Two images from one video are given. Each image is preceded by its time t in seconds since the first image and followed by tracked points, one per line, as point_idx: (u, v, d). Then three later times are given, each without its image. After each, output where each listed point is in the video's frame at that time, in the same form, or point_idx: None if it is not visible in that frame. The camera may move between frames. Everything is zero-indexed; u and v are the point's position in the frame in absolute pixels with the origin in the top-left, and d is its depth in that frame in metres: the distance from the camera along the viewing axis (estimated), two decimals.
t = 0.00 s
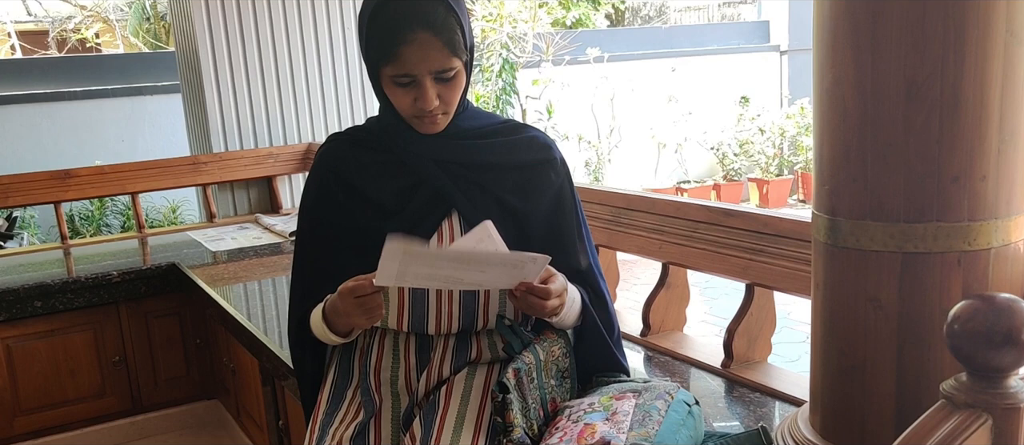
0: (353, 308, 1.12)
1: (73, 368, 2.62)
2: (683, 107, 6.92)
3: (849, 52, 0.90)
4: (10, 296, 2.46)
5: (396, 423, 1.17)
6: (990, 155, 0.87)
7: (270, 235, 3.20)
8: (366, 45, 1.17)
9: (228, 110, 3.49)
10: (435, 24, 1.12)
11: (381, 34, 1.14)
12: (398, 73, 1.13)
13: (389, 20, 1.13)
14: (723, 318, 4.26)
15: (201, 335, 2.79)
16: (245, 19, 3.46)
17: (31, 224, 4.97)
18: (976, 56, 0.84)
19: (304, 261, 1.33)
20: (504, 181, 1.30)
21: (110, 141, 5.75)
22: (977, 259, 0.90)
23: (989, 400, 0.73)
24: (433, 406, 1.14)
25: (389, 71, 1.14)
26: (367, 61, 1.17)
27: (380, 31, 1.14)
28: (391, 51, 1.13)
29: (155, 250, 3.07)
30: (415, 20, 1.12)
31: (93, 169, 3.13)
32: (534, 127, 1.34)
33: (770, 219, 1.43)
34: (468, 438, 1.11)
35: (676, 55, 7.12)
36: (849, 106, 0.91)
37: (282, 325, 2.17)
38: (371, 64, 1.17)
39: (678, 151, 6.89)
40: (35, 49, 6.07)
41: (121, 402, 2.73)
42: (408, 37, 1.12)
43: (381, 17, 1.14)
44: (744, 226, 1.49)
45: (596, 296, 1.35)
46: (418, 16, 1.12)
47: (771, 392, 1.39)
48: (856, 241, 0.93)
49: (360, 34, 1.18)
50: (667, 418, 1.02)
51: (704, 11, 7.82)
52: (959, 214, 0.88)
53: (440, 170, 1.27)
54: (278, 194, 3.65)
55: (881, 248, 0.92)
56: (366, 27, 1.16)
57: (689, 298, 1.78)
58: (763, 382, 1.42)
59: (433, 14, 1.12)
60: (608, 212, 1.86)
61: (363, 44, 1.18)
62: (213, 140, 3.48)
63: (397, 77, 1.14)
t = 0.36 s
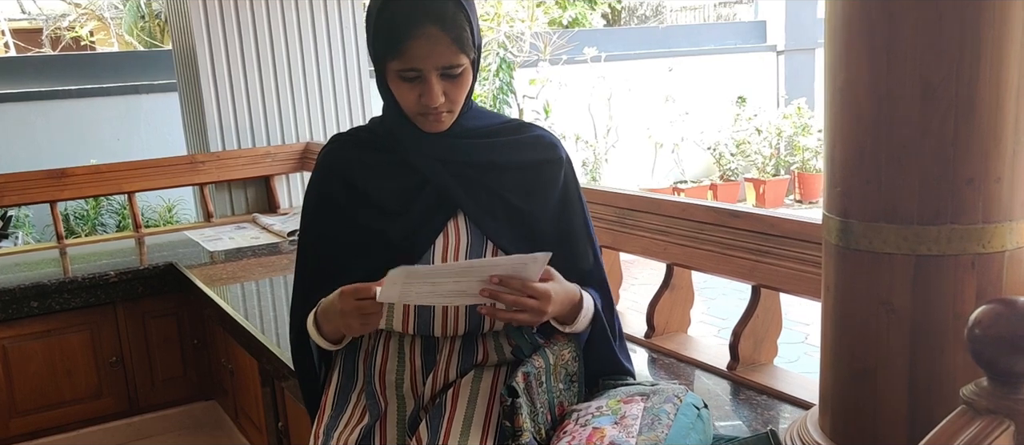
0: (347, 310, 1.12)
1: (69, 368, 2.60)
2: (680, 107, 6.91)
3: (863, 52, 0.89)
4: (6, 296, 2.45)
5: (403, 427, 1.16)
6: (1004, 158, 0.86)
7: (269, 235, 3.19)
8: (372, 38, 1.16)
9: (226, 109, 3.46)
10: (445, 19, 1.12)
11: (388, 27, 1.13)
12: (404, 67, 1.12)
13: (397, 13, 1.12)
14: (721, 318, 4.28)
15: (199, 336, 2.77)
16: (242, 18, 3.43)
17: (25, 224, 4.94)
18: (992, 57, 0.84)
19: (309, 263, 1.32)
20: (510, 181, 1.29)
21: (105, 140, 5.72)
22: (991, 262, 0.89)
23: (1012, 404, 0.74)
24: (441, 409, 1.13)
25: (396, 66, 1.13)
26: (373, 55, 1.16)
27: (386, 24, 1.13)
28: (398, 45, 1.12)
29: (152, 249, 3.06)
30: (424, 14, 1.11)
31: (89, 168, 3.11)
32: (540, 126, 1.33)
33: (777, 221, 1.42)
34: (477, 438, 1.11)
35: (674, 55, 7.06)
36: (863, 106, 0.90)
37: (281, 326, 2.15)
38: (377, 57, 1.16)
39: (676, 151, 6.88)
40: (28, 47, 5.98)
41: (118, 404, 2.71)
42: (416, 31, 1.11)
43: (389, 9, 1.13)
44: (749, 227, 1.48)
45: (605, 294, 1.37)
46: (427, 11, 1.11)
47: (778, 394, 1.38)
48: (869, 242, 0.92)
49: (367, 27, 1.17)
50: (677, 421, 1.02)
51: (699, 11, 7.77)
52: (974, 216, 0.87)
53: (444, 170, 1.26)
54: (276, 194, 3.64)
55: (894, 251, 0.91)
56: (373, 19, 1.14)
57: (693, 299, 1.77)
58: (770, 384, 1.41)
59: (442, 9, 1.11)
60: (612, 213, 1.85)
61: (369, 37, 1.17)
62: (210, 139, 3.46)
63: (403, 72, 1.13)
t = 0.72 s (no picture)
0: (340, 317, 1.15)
1: (65, 370, 2.58)
2: (676, 106, 6.89)
3: (874, 51, 0.88)
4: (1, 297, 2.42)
5: (408, 430, 1.17)
6: (1016, 158, 0.86)
7: (266, 235, 3.17)
8: (386, 32, 1.16)
9: (222, 108, 3.44)
10: (461, 17, 1.12)
11: (403, 22, 1.13)
12: (416, 62, 1.13)
13: (414, 8, 1.12)
14: (719, 318, 4.32)
15: (196, 337, 2.75)
16: (239, 17, 3.40)
17: (19, 224, 4.91)
18: (1005, 56, 0.83)
19: (307, 265, 1.31)
20: (511, 182, 1.27)
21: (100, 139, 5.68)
22: (1005, 265, 0.88)
23: None
24: (446, 413, 1.13)
25: (407, 60, 1.13)
26: (384, 49, 1.16)
27: (403, 18, 1.13)
28: (412, 39, 1.12)
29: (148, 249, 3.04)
30: (441, 11, 1.12)
31: (85, 168, 3.10)
32: (542, 127, 1.32)
33: (783, 220, 1.42)
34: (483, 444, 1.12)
35: (670, 53, 7.00)
36: (873, 106, 0.88)
37: (279, 328, 2.13)
38: (388, 51, 1.16)
39: (672, 150, 6.88)
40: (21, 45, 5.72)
41: (114, 405, 2.69)
42: (431, 27, 1.11)
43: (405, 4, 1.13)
44: (754, 227, 1.48)
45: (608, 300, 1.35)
46: (444, 8, 1.12)
47: (784, 396, 1.37)
48: (882, 244, 0.90)
49: (382, 21, 1.17)
50: (686, 425, 1.02)
51: (694, 10, 7.62)
52: (987, 217, 0.86)
53: (444, 171, 1.24)
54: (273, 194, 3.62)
55: (907, 252, 0.89)
56: (389, 13, 1.15)
57: (697, 300, 1.76)
58: (777, 386, 1.40)
59: (459, 8, 1.12)
60: (615, 213, 1.84)
61: (382, 32, 1.17)
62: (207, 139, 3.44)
63: (414, 66, 1.13)
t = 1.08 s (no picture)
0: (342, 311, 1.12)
1: (60, 370, 2.56)
2: (673, 106, 6.89)
3: (885, 48, 0.86)
4: None
5: (411, 432, 1.16)
6: None
7: (263, 234, 3.15)
8: (393, 24, 1.15)
9: (219, 106, 3.42)
10: (470, 10, 1.11)
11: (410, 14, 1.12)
12: (423, 53, 1.11)
13: None
14: (717, 318, 4.36)
15: (193, 337, 2.74)
16: (236, 15, 3.38)
17: (13, 222, 4.88)
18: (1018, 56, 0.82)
19: (307, 264, 1.30)
20: (513, 183, 1.26)
21: (94, 136, 5.66)
22: (1015, 266, 0.87)
23: None
24: (450, 416, 1.12)
25: (414, 52, 1.12)
26: (390, 41, 1.15)
27: (411, 10, 1.12)
28: (419, 30, 1.11)
29: (144, 248, 3.02)
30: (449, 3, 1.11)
31: (80, 166, 3.08)
32: (545, 125, 1.30)
33: (786, 221, 1.41)
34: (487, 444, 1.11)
35: (667, 53, 7.01)
36: (883, 105, 0.87)
37: (276, 328, 2.11)
38: (394, 44, 1.15)
39: (669, 150, 6.88)
40: (15, 43, 5.59)
41: (110, 405, 2.68)
42: (440, 18, 1.11)
43: None
44: (756, 227, 1.47)
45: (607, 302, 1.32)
46: None
47: (789, 397, 1.37)
48: (891, 245, 0.90)
49: (389, 13, 1.16)
50: (693, 427, 1.02)
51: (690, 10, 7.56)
52: (998, 218, 0.85)
53: (445, 171, 1.23)
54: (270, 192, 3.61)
55: (918, 253, 0.88)
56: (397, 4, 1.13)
57: (700, 301, 1.75)
58: (780, 387, 1.39)
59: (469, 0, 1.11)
60: (616, 213, 1.83)
61: (389, 23, 1.16)
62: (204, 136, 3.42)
63: (421, 58, 1.12)
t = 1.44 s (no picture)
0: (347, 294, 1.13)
1: (55, 373, 2.54)
2: (667, 107, 6.88)
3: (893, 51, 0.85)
4: None
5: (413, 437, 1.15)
6: None
7: (259, 236, 3.13)
8: (398, 24, 1.15)
9: (214, 107, 3.40)
10: (475, 11, 1.11)
11: (416, 14, 1.12)
12: (428, 54, 1.11)
13: None
14: (713, 319, 4.37)
15: (189, 339, 2.72)
16: (231, 16, 3.36)
17: (5, 224, 4.85)
18: None
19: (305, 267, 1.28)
20: (514, 187, 1.25)
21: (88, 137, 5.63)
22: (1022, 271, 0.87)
23: None
24: (453, 422, 1.12)
25: (418, 52, 1.12)
26: (395, 42, 1.15)
27: (416, 10, 1.12)
28: (425, 30, 1.11)
29: (139, 250, 3.00)
30: (455, 2, 1.11)
31: (74, 168, 3.06)
32: (546, 129, 1.30)
33: (788, 225, 1.42)
34: None
35: (662, 54, 6.99)
36: (891, 108, 0.86)
37: (273, 330, 2.10)
38: (398, 43, 1.14)
39: (663, 151, 6.86)
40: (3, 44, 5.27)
41: (105, 409, 2.66)
42: (446, 18, 1.11)
43: None
44: (758, 230, 1.48)
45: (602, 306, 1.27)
46: None
47: (791, 401, 1.38)
48: (898, 249, 0.89)
49: (393, 13, 1.16)
50: (700, 431, 1.06)
51: (683, 11, 7.63)
52: (1005, 223, 0.85)
53: (446, 175, 1.22)
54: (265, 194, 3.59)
55: (925, 257, 0.87)
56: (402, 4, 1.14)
57: (700, 304, 1.75)
58: (783, 391, 1.40)
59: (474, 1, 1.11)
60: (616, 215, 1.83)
61: (393, 24, 1.16)
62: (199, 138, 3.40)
63: (425, 59, 1.12)
